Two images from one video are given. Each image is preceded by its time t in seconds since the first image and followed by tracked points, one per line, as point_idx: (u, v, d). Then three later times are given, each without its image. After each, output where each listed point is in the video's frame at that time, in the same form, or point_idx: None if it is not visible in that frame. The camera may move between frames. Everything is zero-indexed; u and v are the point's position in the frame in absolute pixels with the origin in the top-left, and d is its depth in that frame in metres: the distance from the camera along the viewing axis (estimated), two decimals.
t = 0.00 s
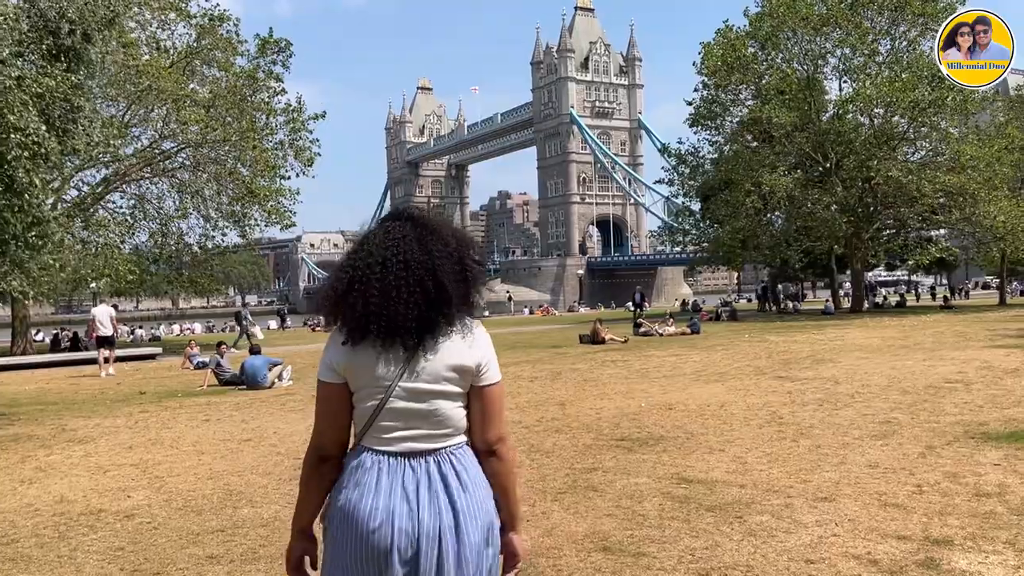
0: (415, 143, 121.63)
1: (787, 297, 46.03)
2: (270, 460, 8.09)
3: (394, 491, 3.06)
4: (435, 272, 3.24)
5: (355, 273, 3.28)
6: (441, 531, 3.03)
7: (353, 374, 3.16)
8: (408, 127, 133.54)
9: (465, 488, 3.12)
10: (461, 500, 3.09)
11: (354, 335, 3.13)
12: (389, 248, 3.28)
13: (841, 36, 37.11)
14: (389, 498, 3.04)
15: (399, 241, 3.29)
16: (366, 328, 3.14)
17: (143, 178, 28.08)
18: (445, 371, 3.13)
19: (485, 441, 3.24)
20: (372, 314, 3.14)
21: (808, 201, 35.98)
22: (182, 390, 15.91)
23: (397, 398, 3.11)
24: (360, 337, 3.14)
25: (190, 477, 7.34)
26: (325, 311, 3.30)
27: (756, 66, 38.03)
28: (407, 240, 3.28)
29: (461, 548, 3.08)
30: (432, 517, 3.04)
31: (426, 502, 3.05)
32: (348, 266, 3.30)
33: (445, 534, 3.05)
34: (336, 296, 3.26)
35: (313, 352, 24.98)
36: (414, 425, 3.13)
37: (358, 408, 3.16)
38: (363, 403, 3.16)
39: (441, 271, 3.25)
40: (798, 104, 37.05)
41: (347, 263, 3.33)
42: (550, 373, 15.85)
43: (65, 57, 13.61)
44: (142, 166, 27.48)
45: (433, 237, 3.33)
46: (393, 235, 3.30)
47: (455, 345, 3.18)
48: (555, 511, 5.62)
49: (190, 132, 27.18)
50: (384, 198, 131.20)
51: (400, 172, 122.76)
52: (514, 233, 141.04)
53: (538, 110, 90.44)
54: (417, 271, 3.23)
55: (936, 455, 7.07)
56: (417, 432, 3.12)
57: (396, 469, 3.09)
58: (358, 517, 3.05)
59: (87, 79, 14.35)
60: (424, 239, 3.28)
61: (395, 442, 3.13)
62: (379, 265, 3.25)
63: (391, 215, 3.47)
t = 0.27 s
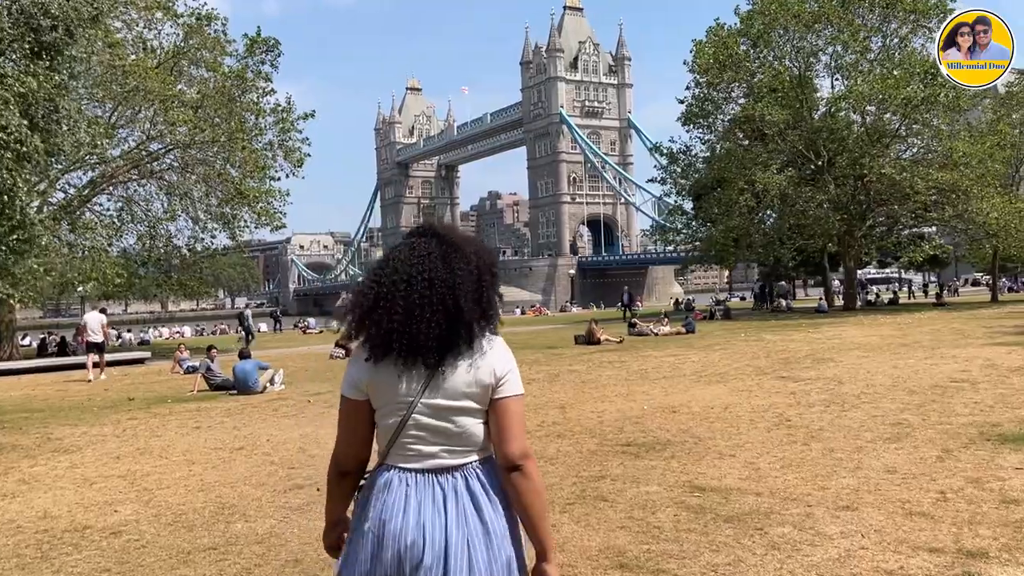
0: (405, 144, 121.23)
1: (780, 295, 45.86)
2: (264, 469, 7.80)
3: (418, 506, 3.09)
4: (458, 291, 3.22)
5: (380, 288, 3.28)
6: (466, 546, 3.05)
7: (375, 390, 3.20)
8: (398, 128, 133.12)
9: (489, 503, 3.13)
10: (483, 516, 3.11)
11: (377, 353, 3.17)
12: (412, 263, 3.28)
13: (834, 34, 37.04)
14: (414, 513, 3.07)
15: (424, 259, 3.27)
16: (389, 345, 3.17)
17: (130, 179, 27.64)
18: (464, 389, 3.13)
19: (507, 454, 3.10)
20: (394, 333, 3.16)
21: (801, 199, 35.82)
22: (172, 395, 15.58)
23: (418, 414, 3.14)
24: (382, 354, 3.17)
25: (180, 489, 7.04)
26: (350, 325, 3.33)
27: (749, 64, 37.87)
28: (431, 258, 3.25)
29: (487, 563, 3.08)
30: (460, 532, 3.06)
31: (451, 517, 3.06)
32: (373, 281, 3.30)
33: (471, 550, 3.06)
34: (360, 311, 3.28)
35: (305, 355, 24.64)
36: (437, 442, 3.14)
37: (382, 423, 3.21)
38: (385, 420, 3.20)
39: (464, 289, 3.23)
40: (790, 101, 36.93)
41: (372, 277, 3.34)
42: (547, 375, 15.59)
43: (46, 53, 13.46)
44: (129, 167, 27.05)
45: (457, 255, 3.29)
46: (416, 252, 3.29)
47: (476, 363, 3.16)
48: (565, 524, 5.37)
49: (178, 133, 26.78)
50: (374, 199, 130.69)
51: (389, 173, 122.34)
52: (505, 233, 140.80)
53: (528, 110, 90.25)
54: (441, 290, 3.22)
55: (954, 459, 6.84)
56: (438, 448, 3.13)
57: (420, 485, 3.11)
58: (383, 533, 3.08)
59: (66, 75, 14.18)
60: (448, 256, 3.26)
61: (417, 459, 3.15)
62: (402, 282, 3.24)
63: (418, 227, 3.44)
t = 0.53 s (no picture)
0: (393, 145, 120.77)
1: (770, 294, 45.72)
2: (247, 480, 7.48)
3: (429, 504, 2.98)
4: (471, 287, 3.10)
5: (390, 282, 3.14)
6: (486, 542, 2.95)
7: (385, 385, 3.02)
8: (386, 129, 132.60)
9: (502, 495, 3.04)
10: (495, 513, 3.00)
11: (389, 347, 2.99)
12: (423, 259, 3.15)
13: (824, 32, 36.92)
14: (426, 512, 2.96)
15: (436, 252, 3.14)
16: (402, 340, 2.99)
17: (116, 181, 27.24)
18: (475, 381, 3.00)
19: (522, 449, 3.07)
20: (408, 326, 3.00)
21: (792, 198, 35.65)
22: (157, 401, 15.22)
23: (428, 410, 2.99)
24: (395, 348, 2.99)
25: (160, 502, 6.72)
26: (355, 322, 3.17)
27: (739, 62, 37.74)
28: (442, 252, 3.13)
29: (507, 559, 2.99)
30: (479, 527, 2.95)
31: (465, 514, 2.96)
32: (382, 275, 3.16)
33: (493, 546, 2.97)
34: (369, 305, 3.11)
35: (292, 358, 24.26)
36: (445, 437, 3.02)
37: (392, 419, 3.04)
38: (395, 415, 3.03)
39: (478, 284, 3.11)
40: (779, 100, 36.78)
41: (379, 271, 3.19)
42: (540, 376, 15.32)
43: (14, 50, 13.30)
44: (113, 169, 26.57)
45: (469, 249, 3.19)
46: (426, 245, 3.17)
47: (490, 358, 3.04)
48: (566, 536, 5.10)
49: (162, 134, 26.32)
50: (362, 200, 130.16)
51: (378, 174, 121.83)
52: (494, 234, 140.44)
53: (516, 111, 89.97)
54: (454, 285, 3.09)
55: (967, 463, 6.58)
56: (448, 443, 3.01)
57: (430, 482, 3.00)
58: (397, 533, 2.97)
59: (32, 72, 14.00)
60: (459, 251, 3.15)
61: (425, 454, 3.02)
62: (414, 277, 3.11)
63: (425, 223, 3.32)
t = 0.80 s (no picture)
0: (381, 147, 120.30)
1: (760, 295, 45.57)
2: (226, 492, 7.13)
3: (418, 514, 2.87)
4: (455, 287, 3.11)
5: (370, 287, 3.08)
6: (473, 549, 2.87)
7: (373, 395, 2.95)
8: (373, 131, 132.05)
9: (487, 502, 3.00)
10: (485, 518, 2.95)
11: (379, 354, 2.94)
12: (403, 261, 3.10)
13: (813, 31, 36.85)
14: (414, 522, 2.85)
15: (416, 254, 3.12)
16: (392, 345, 2.95)
17: (99, 183, 26.72)
18: (465, 388, 3.01)
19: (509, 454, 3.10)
20: (397, 331, 2.96)
21: (782, 198, 35.49)
22: (138, 408, 14.80)
23: (418, 418, 2.95)
24: (384, 355, 2.95)
25: (134, 517, 6.37)
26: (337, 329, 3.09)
27: (728, 62, 37.61)
28: (422, 254, 3.10)
29: (496, 568, 2.94)
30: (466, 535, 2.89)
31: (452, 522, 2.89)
32: (361, 281, 3.09)
33: (482, 553, 2.89)
34: (352, 313, 3.04)
35: (278, 363, 23.84)
36: (433, 444, 2.96)
37: (381, 428, 2.97)
38: (382, 424, 2.96)
39: (460, 283, 3.13)
40: (769, 100, 36.67)
41: (357, 277, 3.13)
42: (532, 380, 14.99)
43: None
44: (95, 171, 26.12)
45: (449, 248, 3.18)
46: (406, 248, 3.13)
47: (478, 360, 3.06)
48: (565, 553, 4.79)
49: (145, 135, 25.88)
50: (350, 203, 129.52)
51: (365, 177, 121.29)
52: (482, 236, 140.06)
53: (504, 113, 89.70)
54: (437, 286, 3.08)
55: (980, 469, 6.31)
56: (433, 450, 2.95)
57: (416, 490, 2.92)
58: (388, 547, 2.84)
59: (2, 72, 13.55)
60: (439, 252, 3.13)
61: (410, 462, 2.95)
62: (396, 281, 3.07)
63: (395, 225, 3.27)
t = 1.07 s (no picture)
0: (370, 150, 119.83)
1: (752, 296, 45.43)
2: (211, 507, 6.81)
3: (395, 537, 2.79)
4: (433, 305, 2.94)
5: (343, 304, 2.92)
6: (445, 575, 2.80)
7: (347, 415, 2.80)
8: (362, 134, 131.54)
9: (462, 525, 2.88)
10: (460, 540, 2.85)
11: (350, 375, 2.78)
12: (378, 277, 2.94)
13: (804, 32, 36.74)
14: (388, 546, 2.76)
15: (392, 269, 2.95)
16: (363, 365, 2.80)
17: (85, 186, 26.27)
18: (442, 407, 2.86)
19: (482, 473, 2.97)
20: (370, 351, 2.80)
21: (774, 200, 35.36)
22: (121, 416, 14.42)
23: (394, 438, 2.81)
24: (356, 375, 2.79)
25: (112, 536, 6.06)
26: (309, 348, 2.92)
27: (720, 63, 37.46)
28: (399, 270, 2.93)
29: None
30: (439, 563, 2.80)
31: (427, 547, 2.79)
32: (334, 299, 2.92)
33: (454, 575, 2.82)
34: (323, 331, 2.88)
35: (266, 368, 23.48)
36: (411, 465, 2.84)
37: (354, 450, 2.81)
38: (357, 445, 2.81)
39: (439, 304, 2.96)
40: (760, 101, 36.52)
41: (330, 293, 2.96)
42: (526, 386, 14.71)
43: None
44: (80, 174, 25.74)
45: (428, 266, 3.01)
46: (381, 264, 2.96)
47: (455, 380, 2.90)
48: None
49: (131, 137, 25.46)
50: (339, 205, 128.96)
51: (355, 179, 120.80)
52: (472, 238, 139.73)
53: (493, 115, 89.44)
54: (414, 304, 2.91)
55: (997, 481, 6.08)
56: (411, 470, 2.83)
57: (393, 511, 2.82)
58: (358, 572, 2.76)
59: None
60: (417, 267, 2.96)
61: (388, 482, 2.84)
62: (370, 297, 2.90)
63: (373, 239, 3.10)
